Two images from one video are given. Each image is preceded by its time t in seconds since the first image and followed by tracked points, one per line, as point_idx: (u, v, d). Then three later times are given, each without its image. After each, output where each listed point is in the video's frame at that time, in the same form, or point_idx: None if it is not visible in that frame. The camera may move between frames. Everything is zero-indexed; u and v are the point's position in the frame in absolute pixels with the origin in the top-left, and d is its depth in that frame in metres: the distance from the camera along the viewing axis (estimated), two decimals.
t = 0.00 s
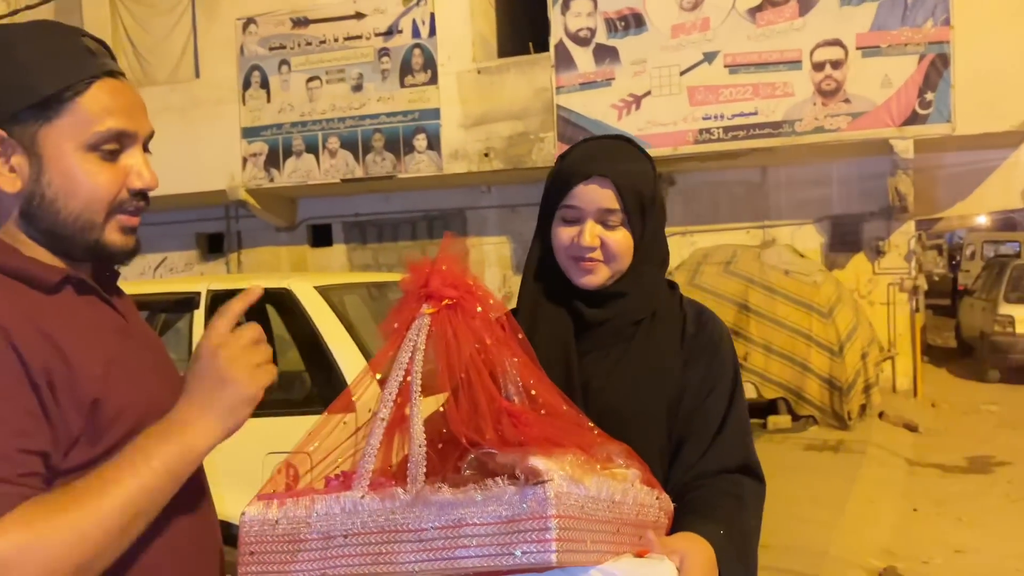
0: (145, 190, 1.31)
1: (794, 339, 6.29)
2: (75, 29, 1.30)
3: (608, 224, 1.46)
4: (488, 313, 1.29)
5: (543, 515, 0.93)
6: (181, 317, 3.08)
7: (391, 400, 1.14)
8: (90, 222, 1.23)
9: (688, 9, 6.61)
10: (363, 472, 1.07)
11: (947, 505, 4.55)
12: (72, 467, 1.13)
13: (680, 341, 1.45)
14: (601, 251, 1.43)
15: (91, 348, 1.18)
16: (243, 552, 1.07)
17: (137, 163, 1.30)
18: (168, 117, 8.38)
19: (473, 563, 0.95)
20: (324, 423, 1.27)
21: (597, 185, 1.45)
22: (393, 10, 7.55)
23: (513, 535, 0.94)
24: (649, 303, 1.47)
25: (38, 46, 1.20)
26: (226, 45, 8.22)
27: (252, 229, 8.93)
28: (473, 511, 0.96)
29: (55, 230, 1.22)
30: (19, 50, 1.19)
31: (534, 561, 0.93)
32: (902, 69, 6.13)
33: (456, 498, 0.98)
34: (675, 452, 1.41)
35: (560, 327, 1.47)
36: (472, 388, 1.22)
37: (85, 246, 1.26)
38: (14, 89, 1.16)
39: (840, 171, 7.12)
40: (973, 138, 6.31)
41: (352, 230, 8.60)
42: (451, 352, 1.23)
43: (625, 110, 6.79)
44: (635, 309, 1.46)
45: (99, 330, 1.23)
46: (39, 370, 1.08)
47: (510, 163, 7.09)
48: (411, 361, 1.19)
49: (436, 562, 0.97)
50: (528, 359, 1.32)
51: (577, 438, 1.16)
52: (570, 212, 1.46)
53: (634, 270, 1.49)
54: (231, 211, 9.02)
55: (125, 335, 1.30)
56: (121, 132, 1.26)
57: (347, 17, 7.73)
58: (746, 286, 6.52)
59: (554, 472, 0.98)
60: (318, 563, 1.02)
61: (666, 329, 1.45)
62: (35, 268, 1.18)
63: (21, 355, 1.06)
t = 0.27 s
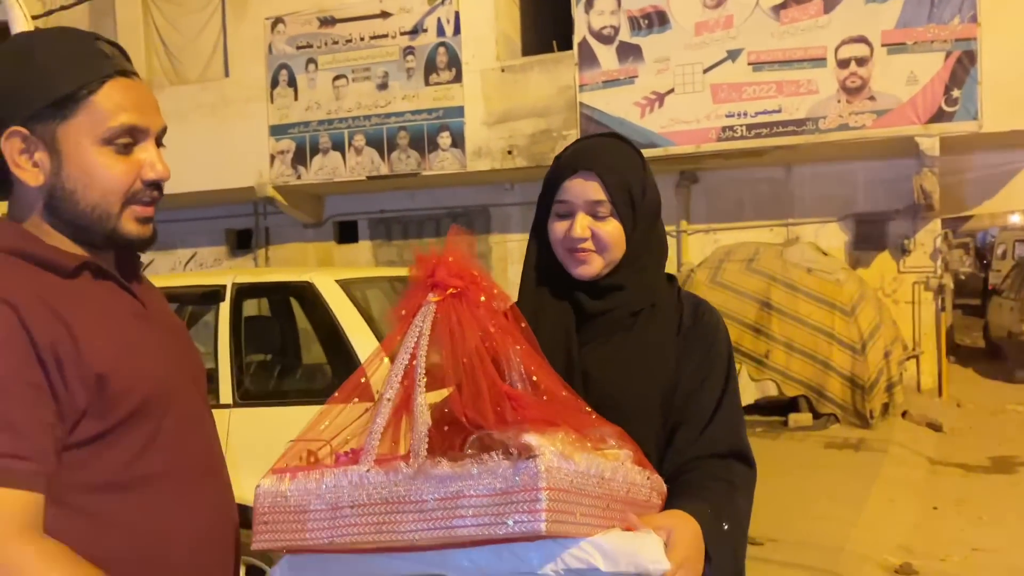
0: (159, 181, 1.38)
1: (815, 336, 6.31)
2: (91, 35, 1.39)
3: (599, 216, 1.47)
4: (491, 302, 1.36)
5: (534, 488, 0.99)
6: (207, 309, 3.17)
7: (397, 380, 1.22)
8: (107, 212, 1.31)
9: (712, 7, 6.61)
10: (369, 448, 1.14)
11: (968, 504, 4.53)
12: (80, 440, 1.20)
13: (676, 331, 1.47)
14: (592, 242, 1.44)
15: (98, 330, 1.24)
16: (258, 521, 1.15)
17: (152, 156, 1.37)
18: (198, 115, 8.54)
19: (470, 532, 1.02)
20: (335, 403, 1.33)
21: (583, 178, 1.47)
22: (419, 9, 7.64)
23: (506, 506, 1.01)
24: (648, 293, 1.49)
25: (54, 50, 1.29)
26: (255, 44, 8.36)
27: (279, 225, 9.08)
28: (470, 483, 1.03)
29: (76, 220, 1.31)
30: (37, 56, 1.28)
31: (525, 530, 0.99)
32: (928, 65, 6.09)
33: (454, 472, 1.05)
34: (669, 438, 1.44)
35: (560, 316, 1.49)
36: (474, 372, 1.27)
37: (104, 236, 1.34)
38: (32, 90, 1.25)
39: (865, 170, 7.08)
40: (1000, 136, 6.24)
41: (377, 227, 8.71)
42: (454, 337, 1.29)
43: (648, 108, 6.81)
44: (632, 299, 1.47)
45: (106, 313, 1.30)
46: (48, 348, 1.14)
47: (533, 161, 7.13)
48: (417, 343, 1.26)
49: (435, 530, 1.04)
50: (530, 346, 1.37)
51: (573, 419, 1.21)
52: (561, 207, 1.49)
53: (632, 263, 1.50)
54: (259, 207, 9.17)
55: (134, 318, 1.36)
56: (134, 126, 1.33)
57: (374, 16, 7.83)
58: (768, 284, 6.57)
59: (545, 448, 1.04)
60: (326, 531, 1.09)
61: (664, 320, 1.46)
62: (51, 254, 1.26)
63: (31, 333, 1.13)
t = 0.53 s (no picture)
0: (184, 173, 1.44)
1: (835, 334, 6.32)
2: (116, 38, 1.45)
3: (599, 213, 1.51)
4: (495, 293, 1.42)
5: (531, 465, 1.04)
6: (229, 303, 3.26)
7: (404, 365, 1.29)
8: (137, 203, 1.37)
9: (733, 4, 6.61)
10: (377, 429, 1.20)
11: (986, 503, 4.52)
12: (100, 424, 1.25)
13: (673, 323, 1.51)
14: (593, 238, 1.48)
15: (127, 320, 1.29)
16: (270, 498, 1.21)
17: (176, 150, 1.43)
18: (223, 112, 8.66)
19: (470, 506, 1.07)
20: (345, 390, 1.40)
21: (582, 177, 1.50)
22: (440, 7, 7.71)
23: (504, 482, 1.05)
24: (647, 285, 1.53)
25: (80, 51, 1.35)
26: (279, 41, 8.45)
27: (302, 221, 9.19)
28: (471, 460, 1.08)
29: (109, 212, 1.37)
30: (63, 58, 1.34)
31: (521, 505, 1.03)
32: (952, 62, 6.05)
33: (457, 451, 1.10)
34: (665, 426, 1.47)
35: (562, 310, 1.54)
36: (477, 361, 1.32)
37: (134, 227, 1.39)
38: (60, 92, 1.32)
39: (887, 167, 7.04)
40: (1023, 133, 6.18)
41: (399, 223, 8.80)
42: (458, 325, 1.35)
43: (668, 105, 6.81)
44: (630, 291, 1.51)
45: (135, 304, 1.33)
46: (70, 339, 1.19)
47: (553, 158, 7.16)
48: (423, 331, 1.33)
49: (437, 505, 1.09)
50: (533, 336, 1.42)
51: (571, 404, 1.26)
52: (562, 206, 1.53)
53: (632, 257, 1.53)
54: (282, 203, 9.29)
55: (163, 309, 1.40)
56: (157, 121, 1.40)
57: (396, 14, 7.91)
58: (787, 282, 6.55)
59: (541, 428, 1.09)
60: (334, 505, 1.15)
61: (663, 312, 1.50)
62: (91, 248, 1.33)
63: (47, 318, 1.18)
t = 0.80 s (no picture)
0: (197, 172, 1.48)
1: (850, 332, 6.32)
2: (136, 41, 1.49)
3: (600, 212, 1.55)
4: (503, 289, 1.46)
5: (539, 454, 1.07)
6: (246, 297, 3.32)
7: (416, 359, 1.33)
8: (150, 202, 1.41)
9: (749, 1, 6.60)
10: (390, 420, 1.24)
11: (999, 502, 4.51)
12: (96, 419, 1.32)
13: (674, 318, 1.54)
14: (595, 236, 1.53)
15: (122, 322, 1.34)
16: (288, 486, 1.25)
17: (190, 150, 1.47)
18: (241, 109, 8.74)
19: (480, 493, 1.10)
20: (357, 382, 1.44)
21: (585, 178, 1.55)
22: (457, 4, 7.75)
23: (513, 470, 1.09)
24: (648, 282, 1.56)
25: (99, 55, 1.40)
26: (297, 39, 8.53)
27: (320, 217, 9.27)
28: (482, 450, 1.12)
29: (123, 211, 1.42)
30: (85, 61, 1.38)
31: (530, 492, 1.07)
32: (970, 59, 6.02)
33: (468, 441, 1.13)
34: (666, 418, 1.49)
35: (566, 306, 1.57)
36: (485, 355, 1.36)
37: (147, 225, 1.44)
38: (81, 95, 1.36)
39: (905, 165, 7.01)
40: None
41: (415, 220, 8.86)
42: (467, 320, 1.39)
43: (683, 102, 6.81)
44: (633, 288, 1.55)
45: (135, 303, 1.39)
46: (62, 343, 1.26)
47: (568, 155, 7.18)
48: (433, 325, 1.37)
49: (449, 493, 1.12)
50: (538, 330, 1.46)
51: (576, 395, 1.30)
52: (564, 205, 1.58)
53: (633, 256, 1.58)
54: (300, 200, 9.38)
55: (167, 305, 1.45)
56: (173, 123, 1.43)
57: (413, 12, 7.96)
58: (802, 279, 6.54)
59: (549, 418, 1.12)
60: (350, 493, 1.19)
61: (664, 307, 1.54)
62: (89, 245, 1.38)
63: (45, 330, 1.25)
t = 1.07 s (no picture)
0: (209, 172, 1.39)
1: (859, 331, 6.33)
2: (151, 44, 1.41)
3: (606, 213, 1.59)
4: (512, 289, 1.49)
5: (549, 450, 1.10)
6: (259, 294, 3.37)
7: (427, 357, 1.37)
8: (160, 202, 1.33)
9: None
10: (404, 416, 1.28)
11: (1007, 500, 4.51)
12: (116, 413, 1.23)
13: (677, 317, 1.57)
14: (601, 237, 1.56)
15: (132, 312, 1.25)
16: (305, 480, 1.29)
17: (201, 149, 1.38)
18: (253, 106, 8.81)
19: (491, 488, 1.14)
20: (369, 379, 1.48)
21: (590, 180, 1.59)
22: (467, 3, 7.78)
23: (524, 465, 1.12)
24: (652, 282, 1.59)
25: (111, 56, 1.31)
26: (308, 37, 8.58)
27: (330, 214, 9.32)
28: (493, 446, 1.15)
29: (132, 211, 1.33)
30: (96, 61, 1.30)
31: (540, 487, 1.10)
32: (980, 57, 6.00)
33: (480, 437, 1.17)
34: (670, 414, 1.52)
35: (573, 305, 1.61)
36: (494, 353, 1.40)
37: (159, 224, 1.35)
38: (92, 95, 1.28)
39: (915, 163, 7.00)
40: None
41: (425, 217, 8.89)
42: (477, 319, 1.42)
43: (693, 100, 6.81)
44: (637, 287, 1.58)
45: (150, 296, 1.30)
46: (84, 328, 1.17)
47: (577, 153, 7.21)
48: (445, 324, 1.41)
49: (461, 487, 1.16)
50: (545, 328, 1.49)
51: (583, 393, 1.33)
52: (570, 206, 1.61)
53: (638, 256, 1.61)
54: (310, 197, 9.43)
55: (182, 302, 1.35)
56: (184, 123, 1.35)
57: (423, 10, 7.99)
58: (812, 277, 6.55)
59: (558, 416, 1.15)
60: (365, 487, 1.23)
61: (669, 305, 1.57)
62: (104, 245, 1.28)
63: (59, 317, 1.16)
